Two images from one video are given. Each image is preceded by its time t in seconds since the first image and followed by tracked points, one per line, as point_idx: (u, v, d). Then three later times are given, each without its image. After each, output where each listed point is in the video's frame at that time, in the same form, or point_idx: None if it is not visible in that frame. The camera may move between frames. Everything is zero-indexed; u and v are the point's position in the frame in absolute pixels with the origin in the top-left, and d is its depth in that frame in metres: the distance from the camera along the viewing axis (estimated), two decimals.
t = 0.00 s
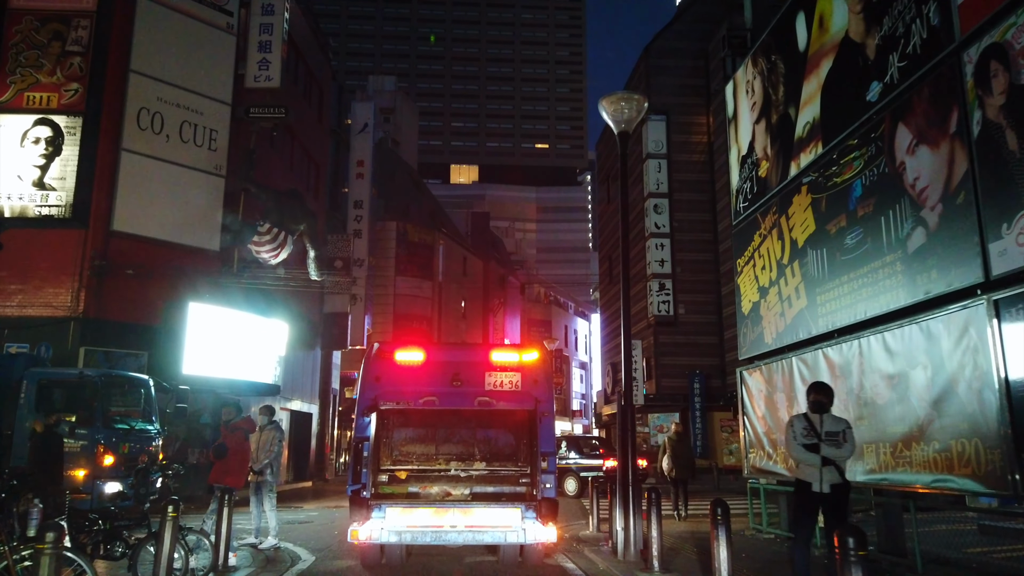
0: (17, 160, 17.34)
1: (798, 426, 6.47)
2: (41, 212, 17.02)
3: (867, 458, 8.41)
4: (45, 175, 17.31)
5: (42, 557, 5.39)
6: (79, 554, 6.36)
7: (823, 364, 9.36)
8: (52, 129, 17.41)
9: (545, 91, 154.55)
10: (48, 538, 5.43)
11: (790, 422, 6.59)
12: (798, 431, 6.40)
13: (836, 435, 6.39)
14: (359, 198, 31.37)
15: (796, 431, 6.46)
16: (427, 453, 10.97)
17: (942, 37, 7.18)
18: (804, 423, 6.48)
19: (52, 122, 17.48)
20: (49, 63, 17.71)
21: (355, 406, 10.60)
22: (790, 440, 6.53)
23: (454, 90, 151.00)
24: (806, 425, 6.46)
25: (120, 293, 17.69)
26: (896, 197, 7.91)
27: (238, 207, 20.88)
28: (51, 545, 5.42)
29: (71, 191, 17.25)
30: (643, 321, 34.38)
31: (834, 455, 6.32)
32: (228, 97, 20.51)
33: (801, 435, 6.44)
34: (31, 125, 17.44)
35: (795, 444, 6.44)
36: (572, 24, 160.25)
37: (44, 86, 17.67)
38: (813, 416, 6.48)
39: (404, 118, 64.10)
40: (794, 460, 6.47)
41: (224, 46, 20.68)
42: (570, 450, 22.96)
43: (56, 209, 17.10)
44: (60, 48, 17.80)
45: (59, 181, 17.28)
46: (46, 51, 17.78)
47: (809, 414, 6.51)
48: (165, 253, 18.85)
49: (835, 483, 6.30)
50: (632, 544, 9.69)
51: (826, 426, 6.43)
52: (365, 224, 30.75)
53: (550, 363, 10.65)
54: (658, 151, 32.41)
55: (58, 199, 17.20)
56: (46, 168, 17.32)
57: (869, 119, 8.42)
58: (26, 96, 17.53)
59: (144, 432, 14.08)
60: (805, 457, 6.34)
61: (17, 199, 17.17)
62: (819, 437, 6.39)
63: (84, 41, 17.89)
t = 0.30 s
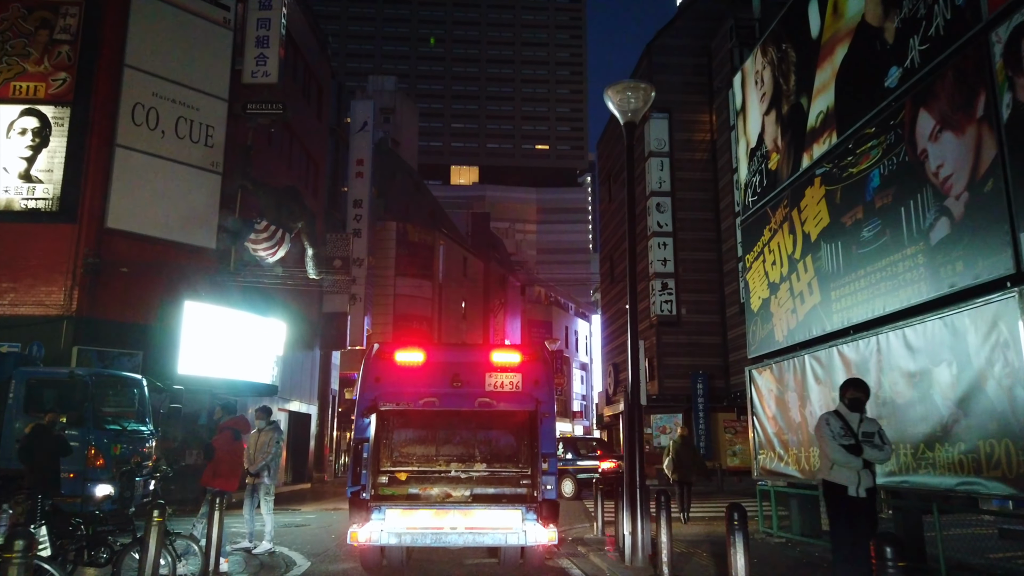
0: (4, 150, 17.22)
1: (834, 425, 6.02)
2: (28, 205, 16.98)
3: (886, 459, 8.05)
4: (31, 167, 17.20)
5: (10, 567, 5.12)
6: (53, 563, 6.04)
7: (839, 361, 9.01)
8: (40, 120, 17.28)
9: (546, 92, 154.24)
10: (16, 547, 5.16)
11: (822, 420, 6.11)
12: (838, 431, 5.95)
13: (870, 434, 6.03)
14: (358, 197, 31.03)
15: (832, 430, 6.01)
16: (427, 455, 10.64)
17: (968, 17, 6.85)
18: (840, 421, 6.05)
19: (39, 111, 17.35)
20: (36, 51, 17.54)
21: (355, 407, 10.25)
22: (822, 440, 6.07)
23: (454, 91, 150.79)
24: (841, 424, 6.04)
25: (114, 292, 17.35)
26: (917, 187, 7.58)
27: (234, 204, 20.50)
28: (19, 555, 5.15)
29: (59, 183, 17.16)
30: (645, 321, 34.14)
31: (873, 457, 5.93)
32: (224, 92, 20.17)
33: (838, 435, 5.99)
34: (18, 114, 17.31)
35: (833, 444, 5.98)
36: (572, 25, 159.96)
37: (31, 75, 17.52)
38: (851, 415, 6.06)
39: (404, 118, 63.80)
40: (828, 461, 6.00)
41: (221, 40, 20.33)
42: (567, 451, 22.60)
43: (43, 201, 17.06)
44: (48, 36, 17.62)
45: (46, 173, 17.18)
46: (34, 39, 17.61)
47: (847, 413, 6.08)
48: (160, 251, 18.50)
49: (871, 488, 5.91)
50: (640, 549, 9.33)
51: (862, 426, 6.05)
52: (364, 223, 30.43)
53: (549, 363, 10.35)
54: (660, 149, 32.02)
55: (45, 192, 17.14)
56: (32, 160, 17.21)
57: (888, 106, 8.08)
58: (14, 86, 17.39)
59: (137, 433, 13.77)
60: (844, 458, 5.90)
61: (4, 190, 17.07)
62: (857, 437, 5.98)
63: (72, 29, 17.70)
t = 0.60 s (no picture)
0: None
1: (866, 426, 5.73)
2: (13, 196, 16.65)
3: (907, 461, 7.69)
4: (17, 158, 16.86)
5: None
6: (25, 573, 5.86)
7: (855, 359, 8.66)
8: (26, 109, 16.96)
9: (546, 92, 153.92)
10: None
11: (851, 420, 5.83)
12: (869, 433, 5.68)
13: (904, 436, 5.74)
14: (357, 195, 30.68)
15: (864, 432, 5.73)
16: (427, 456, 10.27)
17: None
18: (871, 423, 5.77)
19: (25, 101, 17.02)
20: (23, 39, 17.24)
21: (354, 408, 10.06)
22: (854, 442, 5.78)
23: (454, 91, 150.50)
24: (873, 426, 5.75)
25: (107, 289, 17.00)
26: (940, 176, 7.24)
27: (231, 200, 20.11)
28: None
29: (45, 175, 16.79)
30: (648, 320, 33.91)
31: (909, 460, 5.62)
32: (221, 87, 19.84)
33: (870, 437, 5.71)
34: (5, 104, 17.01)
35: (866, 447, 5.69)
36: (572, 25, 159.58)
37: (19, 63, 17.21)
38: (882, 415, 5.78)
39: (405, 117, 63.49)
40: (862, 465, 5.69)
41: (216, 35, 19.98)
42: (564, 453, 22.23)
43: (29, 193, 16.72)
44: (36, 23, 17.30)
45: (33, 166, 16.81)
46: (21, 26, 17.32)
47: (877, 413, 5.80)
48: (154, 248, 18.13)
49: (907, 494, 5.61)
50: (648, 554, 8.96)
51: (894, 427, 5.76)
52: (364, 221, 30.11)
53: (550, 365, 10.12)
54: (663, 147, 31.75)
55: (31, 183, 16.79)
56: (18, 151, 16.87)
57: (908, 91, 7.74)
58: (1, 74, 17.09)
59: (129, 434, 13.47)
60: (879, 462, 5.60)
61: None
62: (890, 439, 5.69)
63: (60, 16, 17.34)
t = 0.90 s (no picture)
0: None
1: (895, 427, 5.51)
2: None
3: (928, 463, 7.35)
4: (3, 149, 16.53)
5: None
6: None
7: (872, 356, 8.32)
8: (12, 99, 16.63)
9: (546, 92, 153.59)
10: None
11: (880, 421, 5.63)
12: (897, 434, 5.47)
13: (939, 434, 5.47)
14: (356, 193, 30.33)
15: (894, 433, 5.50)
16: (427, 458, 9.92)
17: None
18: (901, 422, 5.54)
19: (12, 90, 16.69)
20: (9, 26, 16.90)
21: (352, 410, 9.64)
22: (884, 445, 5.56)
23: (454, 91, 150.24)
24: (903, 426, 5.51)
25: (100, 287, 16.66)
26: (964, 163, 6.90)
27: (226, 197, 19.70)
28: None
29: (31, 166, 16.45)
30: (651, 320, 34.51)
31: (946, 461, 5.36)
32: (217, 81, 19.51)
33: (900, 437, 5.48)
34: None
35: (896, 449, 5.47)
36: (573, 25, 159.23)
37: (6, 51, 16.89)
38: (912, 414, 5.54)
39: (404, 115, 63.17)
40: (894, 470, 5.48)
41: (213, 28, 19.66)
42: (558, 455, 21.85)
43: (13, 184, 16.37)
44: (21, 11, 16.94)
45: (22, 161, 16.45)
46: (8, 15, 16.99)
47: (907, 412, 5.56)
48: (148, 245, 17.78)
49: (948, 497, 5.33)
50: (657, 560, 8.52)
51: (928, 426, 5.50)
52: (363, 219, 29.80)
53: (551, 366, 9.79)
54: (666, 144, 31.36)
55: (17, 174, 16.44)
56: (4, 142, 16.53)
57: (928, 76, 7.41)
58: None
59: (121, 435, 13.13)
60: (913, 465, 5.38)
61: None
62: (923, 438, 5.43)
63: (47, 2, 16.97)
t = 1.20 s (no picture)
0: None
1: (940, 426, 5.21)
2: None
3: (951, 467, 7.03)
4: None
5: None
6: None
7: (889, 354, 8.00)
8: None
9: (546, 92, 153.29)
10: None
11: (923, 421, 5.32)
12: (942, 434, 5.16)
13: (988, 433, 5.16)
14: (355, 191, 30.02)
15: (940, 434, 5.19)
16: (430, 461, 9.57)
17: None
18: (946, 421, 5.24)
19: None
20: None
21: (355, 412, 9.51)
22: (928, 447, 5.25)
23: (454, 91, 150.03)
24: (949, 425, 5.21)
25: (94, 284, 16.35)
26: (990, 149, 6.58)
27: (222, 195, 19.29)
28: None
29: (17, 156, 16.23)
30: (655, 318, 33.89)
31: (998, 462, 5.04)
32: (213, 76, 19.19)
33: (946, 438, 5.17)
34: None
35: (943, 450, 5.15)
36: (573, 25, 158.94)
37: None
38: (958, 411, 5.24)
39: (404, 115, 62.88)
40: (941, 474, 5.16)
41: (209, 22, 19.34)
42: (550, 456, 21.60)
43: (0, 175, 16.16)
44: None
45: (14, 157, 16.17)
46: None
47: (952, 408, 5.26)
48: (143, 241, 17.45)
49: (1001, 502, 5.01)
50: (665, 566, 8.22)
51: (975, 423, 5.19)
52: (362, 217, 29.49)
53: (555, 369, 9.71)
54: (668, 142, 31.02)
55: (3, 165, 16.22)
56: None
57: (951, 60, 7.10)
58: None
59: (114, 436, 12.81)
60: (962, 469, 5.06)
61: None
62: (971, 438, 5.13)
63: None
